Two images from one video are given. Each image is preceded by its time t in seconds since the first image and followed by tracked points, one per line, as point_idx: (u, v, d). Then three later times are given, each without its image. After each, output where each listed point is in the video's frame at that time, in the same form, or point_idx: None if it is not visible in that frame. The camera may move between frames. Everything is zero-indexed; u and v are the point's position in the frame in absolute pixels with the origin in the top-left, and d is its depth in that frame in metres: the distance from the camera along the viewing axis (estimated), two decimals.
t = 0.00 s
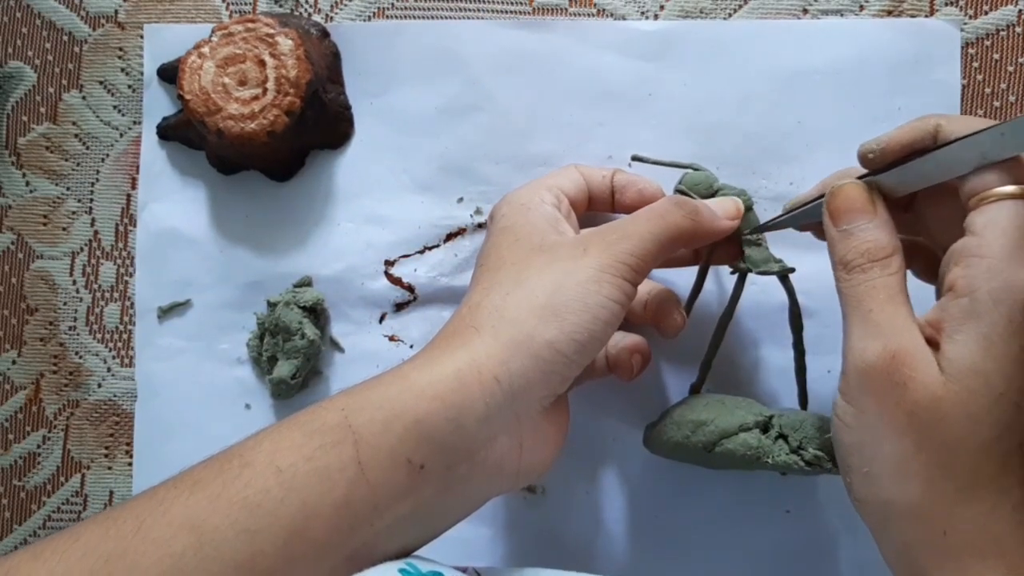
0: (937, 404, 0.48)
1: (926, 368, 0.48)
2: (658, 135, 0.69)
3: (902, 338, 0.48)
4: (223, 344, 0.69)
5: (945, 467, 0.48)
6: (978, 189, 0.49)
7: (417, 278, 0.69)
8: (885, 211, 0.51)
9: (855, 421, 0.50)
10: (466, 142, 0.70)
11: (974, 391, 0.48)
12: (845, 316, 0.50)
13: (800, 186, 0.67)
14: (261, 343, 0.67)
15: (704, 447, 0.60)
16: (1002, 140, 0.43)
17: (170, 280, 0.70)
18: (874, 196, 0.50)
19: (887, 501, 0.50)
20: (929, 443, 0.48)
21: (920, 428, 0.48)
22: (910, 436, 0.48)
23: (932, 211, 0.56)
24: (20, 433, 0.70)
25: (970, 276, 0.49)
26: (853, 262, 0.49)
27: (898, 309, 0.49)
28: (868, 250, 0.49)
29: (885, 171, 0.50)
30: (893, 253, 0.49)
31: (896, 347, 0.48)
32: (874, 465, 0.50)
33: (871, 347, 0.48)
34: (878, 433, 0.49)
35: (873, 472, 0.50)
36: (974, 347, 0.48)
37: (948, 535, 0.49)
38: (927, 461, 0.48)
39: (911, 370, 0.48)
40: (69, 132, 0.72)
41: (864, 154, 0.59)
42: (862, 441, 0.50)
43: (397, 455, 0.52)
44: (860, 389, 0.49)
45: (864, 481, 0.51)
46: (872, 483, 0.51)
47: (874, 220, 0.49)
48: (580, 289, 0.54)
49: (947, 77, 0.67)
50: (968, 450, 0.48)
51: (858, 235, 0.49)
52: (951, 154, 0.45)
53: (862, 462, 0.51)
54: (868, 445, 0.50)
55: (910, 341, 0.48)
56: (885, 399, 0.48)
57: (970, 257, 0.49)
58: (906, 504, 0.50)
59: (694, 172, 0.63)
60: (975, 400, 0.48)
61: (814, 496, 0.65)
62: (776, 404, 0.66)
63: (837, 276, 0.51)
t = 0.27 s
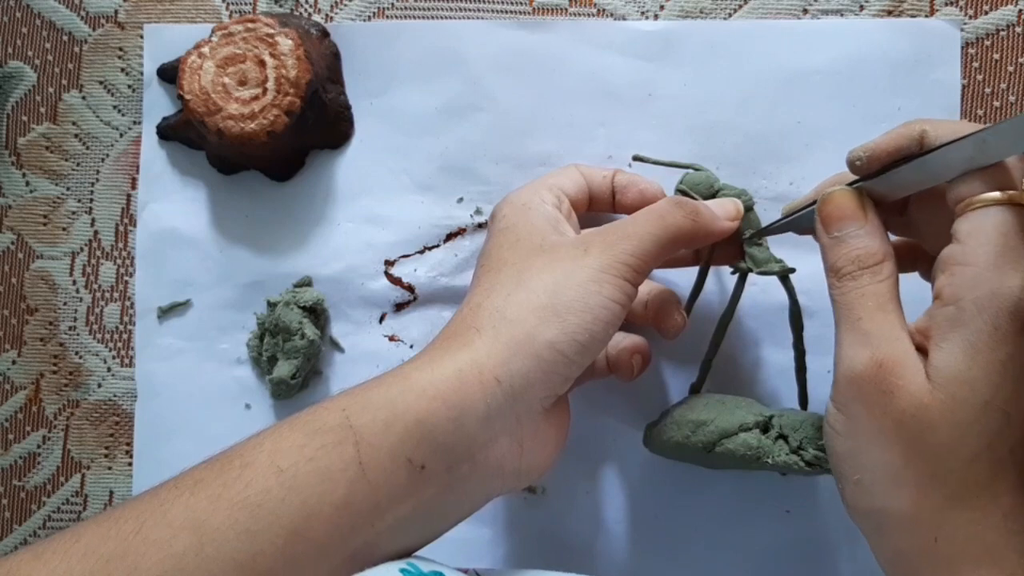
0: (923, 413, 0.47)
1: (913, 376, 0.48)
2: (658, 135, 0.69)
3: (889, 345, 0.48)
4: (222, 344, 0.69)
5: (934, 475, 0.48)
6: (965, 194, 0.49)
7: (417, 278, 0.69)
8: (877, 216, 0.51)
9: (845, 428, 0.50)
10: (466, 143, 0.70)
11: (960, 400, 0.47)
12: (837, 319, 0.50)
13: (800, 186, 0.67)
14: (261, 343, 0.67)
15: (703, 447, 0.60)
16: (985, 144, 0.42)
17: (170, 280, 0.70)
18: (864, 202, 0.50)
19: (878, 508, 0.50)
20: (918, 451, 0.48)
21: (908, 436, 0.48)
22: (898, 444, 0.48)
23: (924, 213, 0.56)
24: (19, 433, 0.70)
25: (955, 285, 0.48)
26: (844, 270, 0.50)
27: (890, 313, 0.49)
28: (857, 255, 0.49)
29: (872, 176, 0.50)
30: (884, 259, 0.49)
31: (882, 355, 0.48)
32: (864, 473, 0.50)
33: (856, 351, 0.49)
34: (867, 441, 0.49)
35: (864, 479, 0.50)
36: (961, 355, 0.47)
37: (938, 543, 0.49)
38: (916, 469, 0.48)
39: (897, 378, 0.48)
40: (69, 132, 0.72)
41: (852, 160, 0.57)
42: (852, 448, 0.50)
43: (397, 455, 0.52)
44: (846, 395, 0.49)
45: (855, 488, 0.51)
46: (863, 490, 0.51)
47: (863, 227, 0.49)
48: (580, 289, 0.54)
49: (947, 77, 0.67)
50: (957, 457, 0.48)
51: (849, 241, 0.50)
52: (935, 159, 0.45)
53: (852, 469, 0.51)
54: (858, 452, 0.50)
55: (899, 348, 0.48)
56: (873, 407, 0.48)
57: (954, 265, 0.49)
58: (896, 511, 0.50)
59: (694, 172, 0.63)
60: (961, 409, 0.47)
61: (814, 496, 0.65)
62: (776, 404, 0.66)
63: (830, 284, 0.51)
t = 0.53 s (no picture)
0: (919, 409, 0.47)
1: (909, 372, 0.48)
2: (659, 135, 0.69)
3: (888, 343, 0.48)
4: (222, 344, 0.69)
5: (931, 472, 0.48)
6: (960, 191, 0.49)
7: (417, 278, 0.69)
8: (875, 211, 0.51)
9: (843, 425, 0.51)
10: (466, 142, 0.70)
11: (955, 395, 0.47)
12: (836, 322, 0.51)
13: (800, 186, 0.67)
14: (261, 343, 0.67)
15: (702, 448, 0.60)
16: (978, 143, 0.43)
17: (170, 280, 0.70)
18: (862, 199, 0.51)
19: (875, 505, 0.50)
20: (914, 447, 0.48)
21: (904, 432, 0.48)
22: (894, 440, 0.48)
23: (925, 212, 0.55)
24: (19, 433, 0.70)
25: (950, 281, 0.49)
26: (842, 267, 0.50)
27: (889, 311, 0.49)
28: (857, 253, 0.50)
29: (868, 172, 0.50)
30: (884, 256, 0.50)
31: (880, 351, 0.48)
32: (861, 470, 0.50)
33: (857, 350, 0.49)
34: (865, 437, 0.49)
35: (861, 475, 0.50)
36: (956, 350, 0.48)
37: (936, 540, 0.49)
38: (913, 466, 0.48)
39: (893, 374, 0.48)
40: (69, 132, 0.72)
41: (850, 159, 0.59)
42: (849, 445, 0.50)
43: (398, 457, 0.52)
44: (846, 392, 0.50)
45: (853, 485, 0.51)
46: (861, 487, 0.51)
47: (862, 223, 0.50)
48: (580, 290, 0.54)
49: (947, 77, 0.67)
50: (955, 454, 0.48)
51: (847, 240, 0.50)
52: (930, 155, 0.46)
53: (850, 465, 0.51)
54: (856, 449, 0.50)
55: (897, 343, 0.48)
56: (871, 403, 0.48)
57: (952, 260, 0.49)
58: (894, 508, 0.50)
59: (695, 172, 0.63)
60: (957, 405, 0.47)
61: (814, 495, 0.65)
62: (776, 404, 0.66)
63: (829, 280, 0.51)
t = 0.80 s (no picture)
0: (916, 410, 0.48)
1: (905, 375, 0.48)
2: (659, 135, 0.69)
3: (882, 344, 0.48)
4: (222, 344, 0.69)
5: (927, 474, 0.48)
6: (955, 194, 0.49)
7: (416, 278, 0.69)
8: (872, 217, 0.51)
9: (842, 430, 0.50)
10: (466, 143, 0.70)
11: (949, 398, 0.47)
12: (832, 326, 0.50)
13: (800, 186, 0.68)
14: (261, 343, 0.67)
15: (702, 445, 0.60)
16: (972, 145, 0.42)
17: (170, 280, 0.70)
18: (859, 204, 0.50)
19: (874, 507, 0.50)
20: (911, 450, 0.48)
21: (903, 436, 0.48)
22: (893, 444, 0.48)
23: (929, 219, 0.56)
24: (19, 433, 0.70)
25: (946, 283, 0.49)
26: (841, 271, 0.50)
27: (886, 315, 0.49)
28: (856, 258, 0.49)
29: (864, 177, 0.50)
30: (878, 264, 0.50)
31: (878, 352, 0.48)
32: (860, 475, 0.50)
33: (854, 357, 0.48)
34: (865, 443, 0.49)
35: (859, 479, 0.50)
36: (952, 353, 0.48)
37: (935, 544, 0.49)
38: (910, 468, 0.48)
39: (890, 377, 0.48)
40: (69, 132, 0.72)
41: (846, 163, 0.58)
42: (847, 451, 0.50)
43: (397, 457, 0.52)
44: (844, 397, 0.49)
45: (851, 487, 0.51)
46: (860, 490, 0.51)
47: (860, 227, 0.50)
48: (579, 290, 0.54)
49: (947, 77, 0.67)
50: (953, 457, 0.48)
51: (846, 241, 0.50)
52: (926, 159, 0.45)
53: (849, 469, 0.51)
54: (855, 455, 0.50)
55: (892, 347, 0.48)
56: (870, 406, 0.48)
57: (949, 263, 0.49)
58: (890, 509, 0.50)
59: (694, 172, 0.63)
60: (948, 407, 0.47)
61: (814, 496, 0.65)
62: (776, 404, 0.66)
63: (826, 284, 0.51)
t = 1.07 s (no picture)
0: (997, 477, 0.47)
1: (989, 440, 0.47)
2: (659, 135, 0.69)
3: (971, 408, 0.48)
4: (222, 344, 0.69)
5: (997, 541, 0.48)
6: None
7: (417, 278, 0.69)
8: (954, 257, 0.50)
9: (912, 489, 0.50)
10: (465, 143, 0.70)
11: None
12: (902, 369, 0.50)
13: (800, 186, 0.68)
14: (261, 343, 0.67)
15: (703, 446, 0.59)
16: None
17: (170, 280, 0.70)
18: (945, 243, 0.49)
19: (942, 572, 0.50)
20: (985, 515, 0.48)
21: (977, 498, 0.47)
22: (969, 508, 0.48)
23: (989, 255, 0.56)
24: (19, 433, 0.70)
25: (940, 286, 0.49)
26: (919, 314, 0.49)
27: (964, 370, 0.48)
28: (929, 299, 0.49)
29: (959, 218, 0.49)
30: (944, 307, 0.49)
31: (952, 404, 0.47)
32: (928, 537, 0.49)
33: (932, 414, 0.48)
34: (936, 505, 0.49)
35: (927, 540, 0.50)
36: None
37: None
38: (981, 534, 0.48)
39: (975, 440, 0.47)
40: (69, 132, 0.72)
41: (944, 189, 0.55)
42: (916, 510, 0.50)
43: (366, 470, 0.52)
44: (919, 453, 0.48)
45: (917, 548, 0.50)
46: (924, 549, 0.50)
47: (942, 269, 0.49)
48: (552, 309, 0.54)
49: (947, 77, 0.67)
50: None
51: (924, 284, 0.49)
52: None
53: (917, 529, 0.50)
54: (925, 514, 0.49)
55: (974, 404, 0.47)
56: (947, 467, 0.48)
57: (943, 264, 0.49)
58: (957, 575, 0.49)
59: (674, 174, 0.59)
60: None
61: (814, 495, 0.65)
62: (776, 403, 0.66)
63: (898, 323, 0.50)
